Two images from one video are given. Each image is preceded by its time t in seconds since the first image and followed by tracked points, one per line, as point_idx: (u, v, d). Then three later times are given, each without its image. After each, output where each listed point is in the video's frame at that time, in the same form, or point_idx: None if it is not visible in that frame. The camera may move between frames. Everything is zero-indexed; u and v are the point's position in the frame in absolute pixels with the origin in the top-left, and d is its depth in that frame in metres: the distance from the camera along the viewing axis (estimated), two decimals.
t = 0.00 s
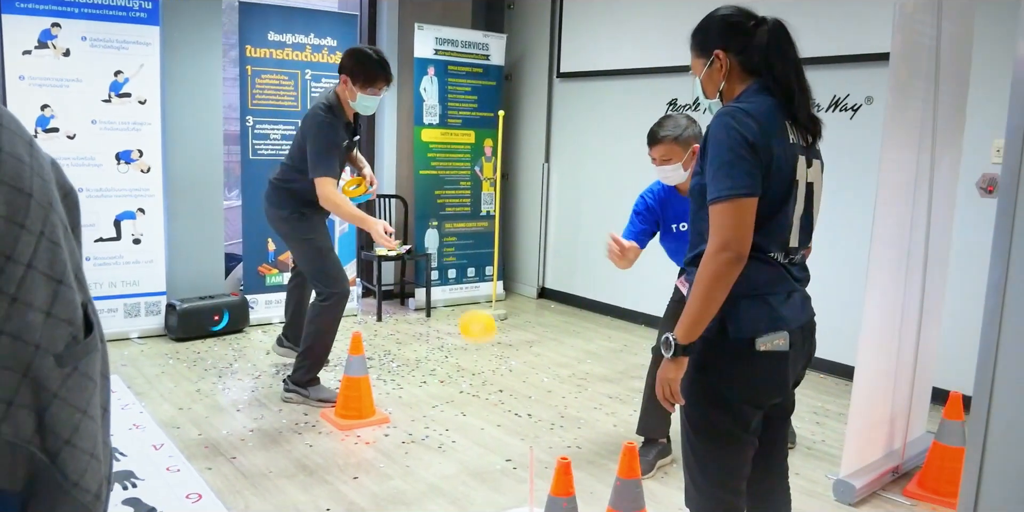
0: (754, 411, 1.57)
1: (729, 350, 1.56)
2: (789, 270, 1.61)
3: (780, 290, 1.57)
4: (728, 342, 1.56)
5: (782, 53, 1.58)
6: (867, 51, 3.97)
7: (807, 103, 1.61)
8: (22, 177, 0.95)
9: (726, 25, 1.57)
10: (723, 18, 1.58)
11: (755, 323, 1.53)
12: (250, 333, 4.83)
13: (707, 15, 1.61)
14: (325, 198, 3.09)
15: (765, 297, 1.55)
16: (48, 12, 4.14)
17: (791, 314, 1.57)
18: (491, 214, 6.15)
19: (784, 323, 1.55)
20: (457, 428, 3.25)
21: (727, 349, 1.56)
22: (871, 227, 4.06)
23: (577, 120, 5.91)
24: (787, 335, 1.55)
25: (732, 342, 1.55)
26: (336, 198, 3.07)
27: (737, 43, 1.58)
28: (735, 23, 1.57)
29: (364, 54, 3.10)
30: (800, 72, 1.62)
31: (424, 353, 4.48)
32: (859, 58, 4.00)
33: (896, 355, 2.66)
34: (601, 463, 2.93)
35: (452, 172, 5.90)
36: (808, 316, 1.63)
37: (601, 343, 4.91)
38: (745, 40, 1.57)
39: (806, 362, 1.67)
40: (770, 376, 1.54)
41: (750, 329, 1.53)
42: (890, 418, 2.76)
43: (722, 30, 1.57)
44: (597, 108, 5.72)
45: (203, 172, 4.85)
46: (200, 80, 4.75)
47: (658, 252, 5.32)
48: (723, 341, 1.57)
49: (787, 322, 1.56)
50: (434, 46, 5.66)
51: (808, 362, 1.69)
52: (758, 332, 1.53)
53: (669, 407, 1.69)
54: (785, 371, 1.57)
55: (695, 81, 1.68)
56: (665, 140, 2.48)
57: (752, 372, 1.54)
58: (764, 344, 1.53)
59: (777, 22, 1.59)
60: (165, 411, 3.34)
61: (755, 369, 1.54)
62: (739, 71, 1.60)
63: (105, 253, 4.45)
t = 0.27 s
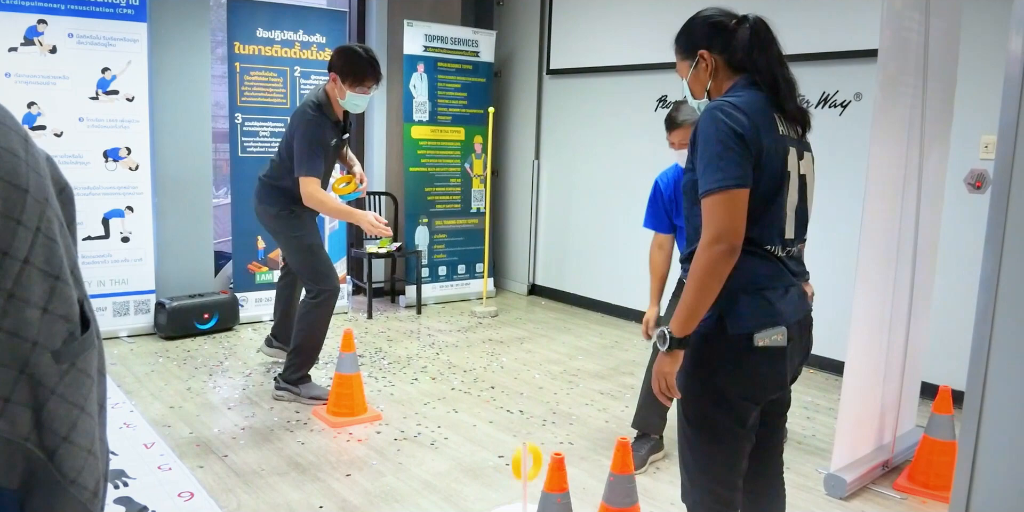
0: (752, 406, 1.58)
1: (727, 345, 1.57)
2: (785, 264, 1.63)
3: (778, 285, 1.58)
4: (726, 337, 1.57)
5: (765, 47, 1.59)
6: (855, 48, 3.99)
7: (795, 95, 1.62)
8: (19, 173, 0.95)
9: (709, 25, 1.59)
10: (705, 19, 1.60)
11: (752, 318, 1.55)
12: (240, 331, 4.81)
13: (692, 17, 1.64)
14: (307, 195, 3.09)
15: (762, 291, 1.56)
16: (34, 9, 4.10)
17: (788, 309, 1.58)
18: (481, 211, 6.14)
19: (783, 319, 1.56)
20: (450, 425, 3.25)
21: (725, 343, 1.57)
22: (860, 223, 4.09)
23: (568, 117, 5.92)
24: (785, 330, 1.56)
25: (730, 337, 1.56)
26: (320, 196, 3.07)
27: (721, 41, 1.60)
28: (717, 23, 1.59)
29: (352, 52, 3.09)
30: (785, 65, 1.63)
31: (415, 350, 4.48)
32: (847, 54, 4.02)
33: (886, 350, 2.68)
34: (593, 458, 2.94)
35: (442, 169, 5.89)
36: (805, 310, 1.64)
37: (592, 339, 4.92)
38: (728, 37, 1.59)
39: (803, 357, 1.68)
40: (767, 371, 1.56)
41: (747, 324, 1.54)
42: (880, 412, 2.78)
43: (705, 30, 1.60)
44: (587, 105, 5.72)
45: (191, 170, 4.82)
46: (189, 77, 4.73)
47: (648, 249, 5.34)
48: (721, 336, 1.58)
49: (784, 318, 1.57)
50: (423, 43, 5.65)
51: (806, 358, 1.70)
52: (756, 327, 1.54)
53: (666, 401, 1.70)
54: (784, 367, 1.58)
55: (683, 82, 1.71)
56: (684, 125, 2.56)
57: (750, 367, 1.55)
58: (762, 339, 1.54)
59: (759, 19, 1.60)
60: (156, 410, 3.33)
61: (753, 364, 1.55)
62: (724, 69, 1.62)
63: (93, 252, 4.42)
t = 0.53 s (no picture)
0: (752, 401, 1.58)
1: (726, 340, 1.57)
2: (786, 258, 1.63)
3: (779, 280, 1.58)
4: (726, 331, 1.57)
5: (762, 41, 1.59)
6: (853, 42, 3.99)
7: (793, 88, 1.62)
8: (16, 169, 0.94)
9: (708, 20, 1.59)
10: (703, 15, 1.60)
11: (753, 312, 1.55)
12: (238, 328, 4.80)
13: (689, 14, 1.63)
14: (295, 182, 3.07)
15: (762, 286, 1.56)
16: (30, 6, 4.08)
17: (788, 303, 1.58)
18: (479, 206, 6.14)
19: (784, 315, 1.56)
20: (449, 421, 3.25)
21: (725, 338, 1.57)
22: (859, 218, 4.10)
23: (565, 112, 5.91)
24: (786, 324, 1.56)
25: (731, 332, 1.56)
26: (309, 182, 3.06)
27: (719, 35, 1.59)
28: (715, 17, 1.59)
29: (342, 34, 3.12)
30: (783, 58, 1.63)
31: (414, 346, 4.48)
32: (846, 48, 4.02)
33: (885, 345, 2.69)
34: (593, 454, 2.94)
35: (440, 164, 5.88)
36: (806, 305, 1.64)
37: (591, 335, 4.92)
38: (726, 31, 1.59)
39: (803, 352, 1.69)
40: (767, 365, 1.56)
41: (748, 319, 1.54)
42: (879, 406, 2.79)
43: (704, 25, 1.60)
44: (585, 100, 5.71)
45: (189, 167, 4.81)
46: (185, 74, 4.71)
47: (646, 244, 5.34)
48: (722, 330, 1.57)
49: (786, 312, 1.57)
50: (421, 38, 5.64)
51: (806, 353, 1.71)
52: (756, 321, 1.54)
53: (665, 395, 1.71)
54: (783, 362, 1.59)
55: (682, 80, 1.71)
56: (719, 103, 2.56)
57: (749, 361, 1.56)
58: (763, 333, 1.54)
59: (756, 13, 1.60)
60: (155, 407, 3.32)
61: (753, 358, 1.56)
62: (723, 64, 1.62)
63: (91, 249, 4.41)
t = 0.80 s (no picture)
0: (749, 397, 1.58)
1: (722, 336, 1.56)
2: (787, 255, 1.63)
3: (780, 277, 1.58)
4: (724, 329, 1.56)
5: (762, 39, 1.58)
6: (855, 39, 3.98)
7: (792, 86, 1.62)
8: (16, 167, 0.94)
9: (708, 19, 1.58)
10: (704, 12, 1.59)
11: (751, 309, 1.54)
12: (239, 326, 4.80)
13: (692, 13, 1.62)
14: (269, 148, 3.08)
15: (762, 283, 1.56)
16: (31, 4, 4.08)
17: (790, 301, 1.58)
18: (480, 204, 6.14)
19: (782, 312, 1.56)
20: (451, 419, 3.25)
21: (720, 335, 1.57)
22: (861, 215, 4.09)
23: (566, 110, 5.90)
24: (784, 322, 1.56)
25: (727, 328, 1.56)
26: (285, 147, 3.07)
27: (719, 33, 1.59)
28: (715, 15, 1.58)
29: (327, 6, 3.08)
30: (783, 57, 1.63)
31: (415, 344, 4.48)
32: (848, 45, 4.01)
33: (887, 342, 2.68)
34: (595, 451, 2.94)
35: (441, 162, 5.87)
36: (808, 302, 1.64)
37: (593, 332, 4.92)
38: (725, 29, 1.58)
39: (804, 349, 1.68)
40: (765, 361, 1.56)
41: (747, 315, 1.54)
42: (881, 404, 2.79)
43: (704, 24, 1.59)
44: (586, 97, 5.71)
45: (190, 165, 4.81)
46: (186, 72, 4.71)
47: (647, 241, 5.33)
48: (718, 327, 1.57)
49: (786, 309, 1.57)
50: (421, 36, 5.63)
51: (807, 350, 1.70)
52: (755, 317, 1.54)
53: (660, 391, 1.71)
54: (781, 359, 1.58)
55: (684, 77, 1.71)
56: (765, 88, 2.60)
57: (746, 358, 1.55)
58: (761, 330, 1.53)
59: (757, 11, 1.59)
60: (157, 405, 3.33)
61: (749, 355, 1.55)
62: (723, 62, 1.61)
63: (92, 247, 4.41)
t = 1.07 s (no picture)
0: (753, 393, 1.57)
1: (724, 332, 1.57)
2: (789, 254, 1.62)
3: (782, 275, 1.58)
4: (727, 326, 1.56)
5: (765, 43, 1.58)
6: (857, 40, 3.98)
7: (794, 90, 1.61)
8: (18, 165, 0.94)
9: (713, 21, 1.57)
10: (709, 16, 1.58)
11: (754, 306, 1.54)
12: (240, 325, 4.80)
13: (695, 13, 1.61)
14: (257, 133, 3.08)
15: (764, 281, 1.55)
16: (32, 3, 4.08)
17: (792, 299, 1.57)
18: (481, 204, 6.14)
19: (785, 308, 1.55)
20: (452, 419, 3.24)
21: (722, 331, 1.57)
22: (863, 216, 4.09)
23: (567, 110, 5.90)
24: (787, 318, 1.56)
25: (729, 324, 1.56)
26: (272, 131, 3.07)
27: (723, 36, 1.58)
28: (718, 18, 1.57)
29: None
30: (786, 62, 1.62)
31: (416, 344, 4.48)
32: (850, 46, 4.01)
33: (889, 343, 2.68)
34: (596, 452, 2.94)
35: (442, 161, 5.87)
36: (810, 300, 1.64)
37: (593, 332, 4.91)
38: (729, 33, 1.57)
39: (806, 347, 1.68)
40: (768, 357, 1.56)
41: (749, 312, 1.53)
42: (883, 404, 2.78)
43: (709, 26, 1.58)
44: (587, 97, 5.70)
45: (191, 164, 4.81)
46: (188, 71, 4.71)
47: (648, 242, 5.33)
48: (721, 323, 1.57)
49: (788, 306, 1.56)
50: (423, 35, 5.63)
51: (809, 347, 1.70)
52: (760, 315, 1.53)
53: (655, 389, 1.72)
54: (784, 355, 1.58)
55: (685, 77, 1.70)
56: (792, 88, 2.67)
57: (748, 354, 1.55)
58: (765, 326, 1.53)
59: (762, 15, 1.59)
60: (158, 404, 3.33)
61: (752, 350, 1.55)
62: (725, 64, 1.61)
63: (93, 246, 4.41)
